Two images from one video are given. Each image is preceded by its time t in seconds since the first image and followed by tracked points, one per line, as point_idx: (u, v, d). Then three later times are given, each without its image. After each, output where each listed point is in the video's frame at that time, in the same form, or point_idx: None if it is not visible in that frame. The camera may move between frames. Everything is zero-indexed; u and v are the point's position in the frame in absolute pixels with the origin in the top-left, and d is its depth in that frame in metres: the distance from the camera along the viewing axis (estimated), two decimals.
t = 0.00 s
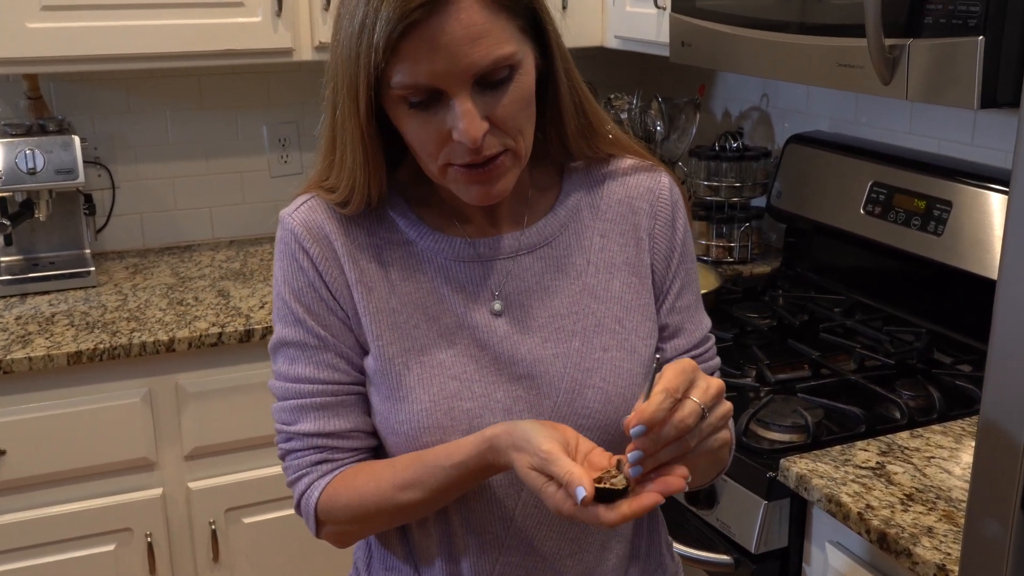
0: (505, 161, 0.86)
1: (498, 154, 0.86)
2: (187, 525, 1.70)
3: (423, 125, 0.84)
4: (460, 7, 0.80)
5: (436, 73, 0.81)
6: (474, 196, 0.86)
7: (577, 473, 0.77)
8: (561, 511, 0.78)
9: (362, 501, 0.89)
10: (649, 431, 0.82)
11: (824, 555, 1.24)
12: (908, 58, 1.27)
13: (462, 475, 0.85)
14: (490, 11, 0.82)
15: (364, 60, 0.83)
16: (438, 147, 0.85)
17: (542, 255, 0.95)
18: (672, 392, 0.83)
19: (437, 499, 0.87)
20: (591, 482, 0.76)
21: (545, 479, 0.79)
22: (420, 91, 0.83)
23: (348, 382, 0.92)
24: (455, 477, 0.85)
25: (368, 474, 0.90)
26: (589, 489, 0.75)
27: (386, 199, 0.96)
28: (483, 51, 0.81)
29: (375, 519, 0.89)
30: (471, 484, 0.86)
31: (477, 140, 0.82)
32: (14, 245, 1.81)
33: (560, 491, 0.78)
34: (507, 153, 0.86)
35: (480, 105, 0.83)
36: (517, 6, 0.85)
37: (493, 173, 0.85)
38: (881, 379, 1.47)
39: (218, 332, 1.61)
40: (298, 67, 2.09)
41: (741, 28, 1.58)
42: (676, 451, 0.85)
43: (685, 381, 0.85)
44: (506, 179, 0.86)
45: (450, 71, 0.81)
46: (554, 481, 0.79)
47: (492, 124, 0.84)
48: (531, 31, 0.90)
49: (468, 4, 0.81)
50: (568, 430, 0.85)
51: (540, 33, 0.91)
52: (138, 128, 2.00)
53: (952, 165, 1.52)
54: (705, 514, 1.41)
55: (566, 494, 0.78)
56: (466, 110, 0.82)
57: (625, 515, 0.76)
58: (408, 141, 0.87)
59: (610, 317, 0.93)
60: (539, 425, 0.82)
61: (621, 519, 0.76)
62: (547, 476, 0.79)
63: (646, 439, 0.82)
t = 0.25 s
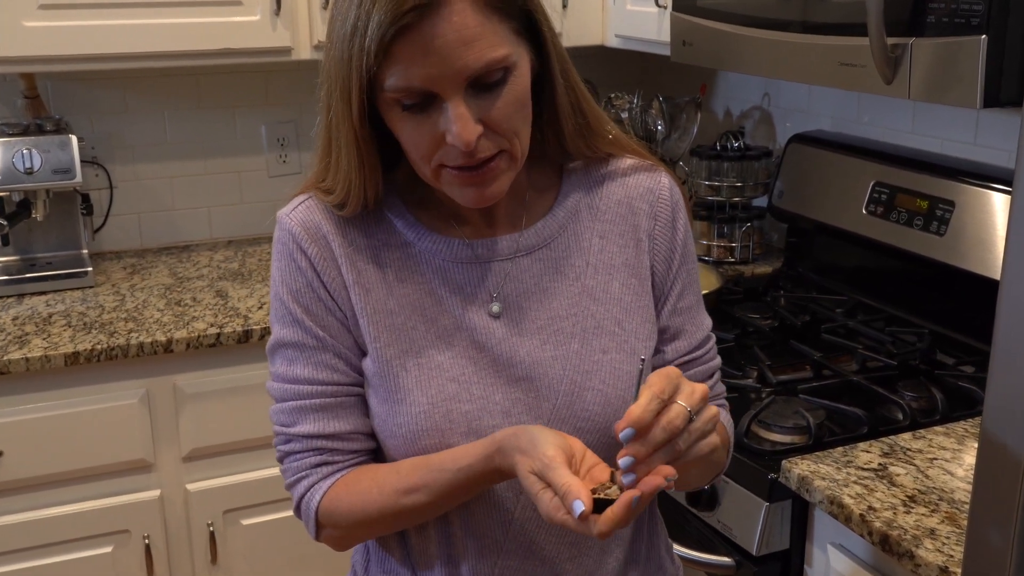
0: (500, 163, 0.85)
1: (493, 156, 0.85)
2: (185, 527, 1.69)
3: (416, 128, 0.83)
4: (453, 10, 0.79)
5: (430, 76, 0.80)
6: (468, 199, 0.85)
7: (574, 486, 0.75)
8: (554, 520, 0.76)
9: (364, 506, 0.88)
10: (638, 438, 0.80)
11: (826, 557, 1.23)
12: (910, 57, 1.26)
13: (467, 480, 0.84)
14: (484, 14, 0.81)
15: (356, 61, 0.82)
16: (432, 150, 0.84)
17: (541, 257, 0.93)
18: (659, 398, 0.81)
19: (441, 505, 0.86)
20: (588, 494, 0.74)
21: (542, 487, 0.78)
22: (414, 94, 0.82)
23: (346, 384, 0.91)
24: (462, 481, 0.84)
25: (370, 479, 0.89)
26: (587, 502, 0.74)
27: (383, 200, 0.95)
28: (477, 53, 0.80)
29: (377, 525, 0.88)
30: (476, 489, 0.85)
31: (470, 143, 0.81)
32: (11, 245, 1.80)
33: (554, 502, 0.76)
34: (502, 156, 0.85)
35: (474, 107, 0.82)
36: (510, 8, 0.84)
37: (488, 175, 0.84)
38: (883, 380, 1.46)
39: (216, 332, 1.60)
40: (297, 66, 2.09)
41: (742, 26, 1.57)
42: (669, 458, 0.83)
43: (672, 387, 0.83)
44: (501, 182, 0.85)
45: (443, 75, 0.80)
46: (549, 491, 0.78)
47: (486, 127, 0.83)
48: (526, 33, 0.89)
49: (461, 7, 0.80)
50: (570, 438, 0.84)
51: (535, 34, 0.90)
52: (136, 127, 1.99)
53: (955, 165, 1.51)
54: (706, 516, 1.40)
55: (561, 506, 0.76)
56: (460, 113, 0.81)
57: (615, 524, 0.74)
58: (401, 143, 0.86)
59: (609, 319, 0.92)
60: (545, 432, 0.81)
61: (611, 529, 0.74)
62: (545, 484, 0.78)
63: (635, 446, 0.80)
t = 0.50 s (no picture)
0: (500, 158, 0.84)
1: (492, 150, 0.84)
2: (183, 527, 1.68)
3: (415, 121, 0.82)
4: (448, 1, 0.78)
5: (427, 69, 0.79)
6: (468, 193, 0.84)
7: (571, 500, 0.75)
8: (552, 534, 0.76)
9: (363, 514, 0.87)
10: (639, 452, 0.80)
11: (828, 558, 1.22)
12: (912, 54, 1.25)
13: (467, 490, 0.83)
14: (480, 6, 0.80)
15: (353, 61, 0.82)
16: (431, 144, 0.83)
17: (541, 258, 0.92)
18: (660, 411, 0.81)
19: (439, 513, 0.85)
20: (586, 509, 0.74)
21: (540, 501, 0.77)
22: (411, 87, 0.81)
23: (344, 387, 0.90)
24: (463, 490, 0.83)
25: (369, 485, 0.88)
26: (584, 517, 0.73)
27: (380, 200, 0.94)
28: (473, 45, 0.79)
29: (375, 532, 0.88)
30: (476, 499, 0.84)
31: (469, 137, 0.80)
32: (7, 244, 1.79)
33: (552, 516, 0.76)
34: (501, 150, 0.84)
35: (472, 100, 0.81)
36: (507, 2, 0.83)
37: (487, 170, 0.83)
38: (885, 380, 1.45)
39: (214, 332, 1.59)
40: (295, 64, 2.08)
41: (743, 24, 1.56)
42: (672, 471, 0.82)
43: (675, 401, 0.83)
44: (501, 176, 0.84)
45: (438, 67, 0.79)
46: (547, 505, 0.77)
47: (485, 120, 0.82)
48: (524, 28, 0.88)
49: None
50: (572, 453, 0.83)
51: (533, 27, 0.89)
52: (133, 126, 1.98)
53: (957, 163, 1.50)
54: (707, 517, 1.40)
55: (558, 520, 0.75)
56: (458, 106, 0.80)
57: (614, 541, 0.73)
58: (401, 138, 0.85)
59: (609, 321, 0.91)
60: (546, 445, 0.80)
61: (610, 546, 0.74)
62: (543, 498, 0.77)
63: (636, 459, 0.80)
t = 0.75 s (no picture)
0: (484, 120, 0.83)
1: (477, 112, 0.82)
2: (181, 528, 1.67)
3: (399, 83, 0.83)
4: None
5: (407, 20, 0.80)
6: (452, 156, 0.82)
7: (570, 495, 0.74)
8: (552, 532, 0.75)
9: (359, 514, 0.86)
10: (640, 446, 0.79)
11: (829, 560, 1.21)
12: (915, 53, 1.24)
13: (464, 491, 0.82)
14: None
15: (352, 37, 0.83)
16: (414, 106, 0.82)
17: (545, 261, 0.91)
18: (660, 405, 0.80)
19: (435, 515, 0.85)
20: (585, 504, 0.73)
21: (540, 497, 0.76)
22: (398, 42, 0.82)
23: (344, 387, 0.90)
24: (460, 492, 0.82)
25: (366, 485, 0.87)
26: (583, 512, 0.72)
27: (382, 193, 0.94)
28: None
29: (371, 532, 0.87)
30: (473, 501, 0.83)
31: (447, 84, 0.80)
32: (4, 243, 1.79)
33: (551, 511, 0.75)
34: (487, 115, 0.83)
35: (454, 56, 0.82)
36: None
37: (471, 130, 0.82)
38: (887, 380, 1.44)
39: (212, 332, 1.58)
40: (294, 61, 2.07)
41: (744, 22, 1.55)
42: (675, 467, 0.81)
43: (679, 399, 0.82)
44: (485, 140, 0.83)
45: (421, 18, 0.80)
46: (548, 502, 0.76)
47: (467, 78, 0.81)
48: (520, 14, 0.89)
49: None
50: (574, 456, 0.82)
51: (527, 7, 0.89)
52: (131, 125, 1.98)
53: (959, 162, 1.49)
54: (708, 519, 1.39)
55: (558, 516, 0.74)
56: (437, 56, 0.81)
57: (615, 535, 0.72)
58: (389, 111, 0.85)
59: (613, 324, 0.90)
60: (543, 444, 0.79)
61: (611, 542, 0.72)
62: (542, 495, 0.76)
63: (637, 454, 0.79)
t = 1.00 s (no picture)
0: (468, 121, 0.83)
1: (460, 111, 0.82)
2: (178, 529, 1.66)
3: (383, 84, 0.83)
4: None
5: (385, 16, 0.80)
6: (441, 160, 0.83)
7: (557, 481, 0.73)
8: (539, 518, 0.74)
9: (348, 497, 0.85)
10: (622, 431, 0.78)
11: (831, 561, 1.20)
12: (917, 51, 1.23)
13: (455, 480, 0.81)
14: None
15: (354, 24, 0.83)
16: (399, 107, 0.82)
17: (547, 257, 0.90)
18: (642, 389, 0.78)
19: (425, 502, 0.84)
20: (572, 489, 0.72)
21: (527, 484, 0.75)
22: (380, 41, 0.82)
23: (340, 369, 0.88)
24: (449, 479, 0.81)
25: (357, 468, 0.86)
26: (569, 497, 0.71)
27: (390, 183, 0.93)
28: None
29: (360, 515, 0.86)
30: (463, 489, 0.82)
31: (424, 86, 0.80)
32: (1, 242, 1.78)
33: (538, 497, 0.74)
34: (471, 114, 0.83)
35: (433, 55, 0.81)
36: None
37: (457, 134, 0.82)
38: (889, 380, 1.43)
39: (210, 332, 1.57)
40: (292, 60, 2.06)
41: (746, 20, 1.54)
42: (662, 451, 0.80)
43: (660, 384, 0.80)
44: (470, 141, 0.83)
45: (398, 16, 0.80)
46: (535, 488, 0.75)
47: (445, 80, 0.81)
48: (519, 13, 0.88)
49: None
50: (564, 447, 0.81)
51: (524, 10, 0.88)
52: (128, 123, 1.97)
53: (962, 160, 1.48)
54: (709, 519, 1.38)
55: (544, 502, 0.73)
56: (413, 57, 0.81)
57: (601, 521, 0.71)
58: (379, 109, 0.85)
59: (614, 321, 0.89)
60: (533, 433, 0.78)
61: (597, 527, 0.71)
62: (530, 482, 0.75)
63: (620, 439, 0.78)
